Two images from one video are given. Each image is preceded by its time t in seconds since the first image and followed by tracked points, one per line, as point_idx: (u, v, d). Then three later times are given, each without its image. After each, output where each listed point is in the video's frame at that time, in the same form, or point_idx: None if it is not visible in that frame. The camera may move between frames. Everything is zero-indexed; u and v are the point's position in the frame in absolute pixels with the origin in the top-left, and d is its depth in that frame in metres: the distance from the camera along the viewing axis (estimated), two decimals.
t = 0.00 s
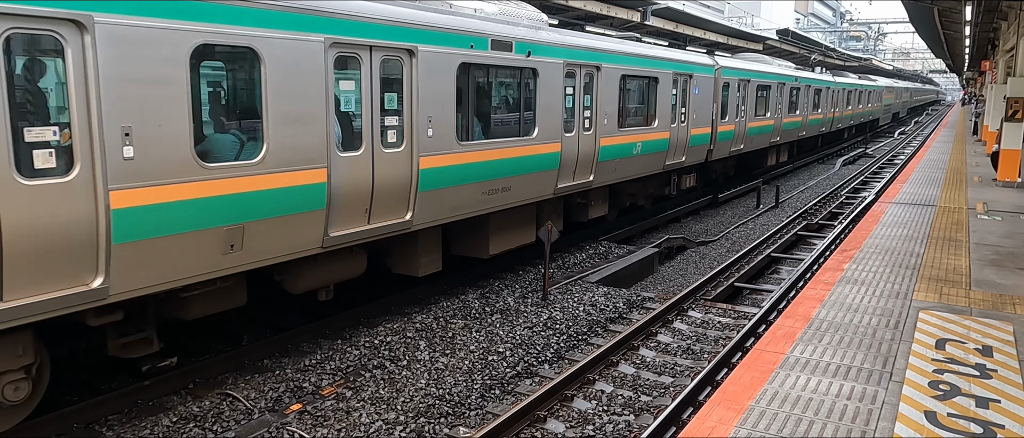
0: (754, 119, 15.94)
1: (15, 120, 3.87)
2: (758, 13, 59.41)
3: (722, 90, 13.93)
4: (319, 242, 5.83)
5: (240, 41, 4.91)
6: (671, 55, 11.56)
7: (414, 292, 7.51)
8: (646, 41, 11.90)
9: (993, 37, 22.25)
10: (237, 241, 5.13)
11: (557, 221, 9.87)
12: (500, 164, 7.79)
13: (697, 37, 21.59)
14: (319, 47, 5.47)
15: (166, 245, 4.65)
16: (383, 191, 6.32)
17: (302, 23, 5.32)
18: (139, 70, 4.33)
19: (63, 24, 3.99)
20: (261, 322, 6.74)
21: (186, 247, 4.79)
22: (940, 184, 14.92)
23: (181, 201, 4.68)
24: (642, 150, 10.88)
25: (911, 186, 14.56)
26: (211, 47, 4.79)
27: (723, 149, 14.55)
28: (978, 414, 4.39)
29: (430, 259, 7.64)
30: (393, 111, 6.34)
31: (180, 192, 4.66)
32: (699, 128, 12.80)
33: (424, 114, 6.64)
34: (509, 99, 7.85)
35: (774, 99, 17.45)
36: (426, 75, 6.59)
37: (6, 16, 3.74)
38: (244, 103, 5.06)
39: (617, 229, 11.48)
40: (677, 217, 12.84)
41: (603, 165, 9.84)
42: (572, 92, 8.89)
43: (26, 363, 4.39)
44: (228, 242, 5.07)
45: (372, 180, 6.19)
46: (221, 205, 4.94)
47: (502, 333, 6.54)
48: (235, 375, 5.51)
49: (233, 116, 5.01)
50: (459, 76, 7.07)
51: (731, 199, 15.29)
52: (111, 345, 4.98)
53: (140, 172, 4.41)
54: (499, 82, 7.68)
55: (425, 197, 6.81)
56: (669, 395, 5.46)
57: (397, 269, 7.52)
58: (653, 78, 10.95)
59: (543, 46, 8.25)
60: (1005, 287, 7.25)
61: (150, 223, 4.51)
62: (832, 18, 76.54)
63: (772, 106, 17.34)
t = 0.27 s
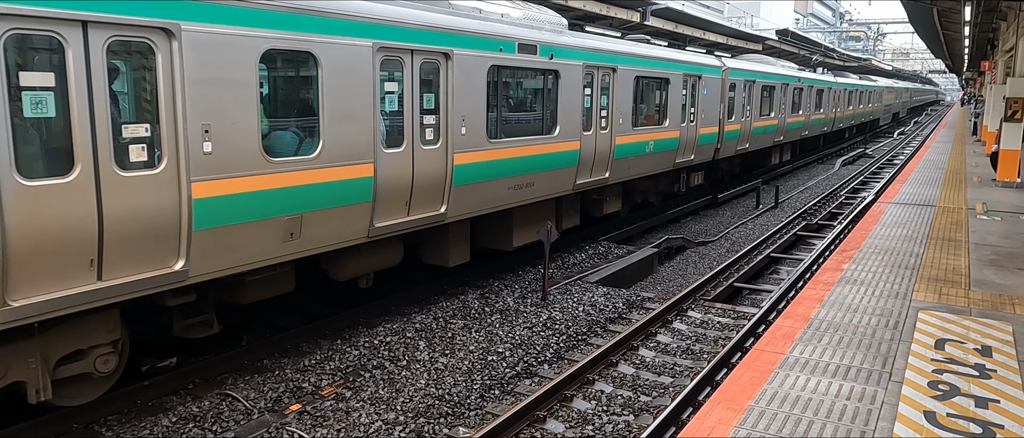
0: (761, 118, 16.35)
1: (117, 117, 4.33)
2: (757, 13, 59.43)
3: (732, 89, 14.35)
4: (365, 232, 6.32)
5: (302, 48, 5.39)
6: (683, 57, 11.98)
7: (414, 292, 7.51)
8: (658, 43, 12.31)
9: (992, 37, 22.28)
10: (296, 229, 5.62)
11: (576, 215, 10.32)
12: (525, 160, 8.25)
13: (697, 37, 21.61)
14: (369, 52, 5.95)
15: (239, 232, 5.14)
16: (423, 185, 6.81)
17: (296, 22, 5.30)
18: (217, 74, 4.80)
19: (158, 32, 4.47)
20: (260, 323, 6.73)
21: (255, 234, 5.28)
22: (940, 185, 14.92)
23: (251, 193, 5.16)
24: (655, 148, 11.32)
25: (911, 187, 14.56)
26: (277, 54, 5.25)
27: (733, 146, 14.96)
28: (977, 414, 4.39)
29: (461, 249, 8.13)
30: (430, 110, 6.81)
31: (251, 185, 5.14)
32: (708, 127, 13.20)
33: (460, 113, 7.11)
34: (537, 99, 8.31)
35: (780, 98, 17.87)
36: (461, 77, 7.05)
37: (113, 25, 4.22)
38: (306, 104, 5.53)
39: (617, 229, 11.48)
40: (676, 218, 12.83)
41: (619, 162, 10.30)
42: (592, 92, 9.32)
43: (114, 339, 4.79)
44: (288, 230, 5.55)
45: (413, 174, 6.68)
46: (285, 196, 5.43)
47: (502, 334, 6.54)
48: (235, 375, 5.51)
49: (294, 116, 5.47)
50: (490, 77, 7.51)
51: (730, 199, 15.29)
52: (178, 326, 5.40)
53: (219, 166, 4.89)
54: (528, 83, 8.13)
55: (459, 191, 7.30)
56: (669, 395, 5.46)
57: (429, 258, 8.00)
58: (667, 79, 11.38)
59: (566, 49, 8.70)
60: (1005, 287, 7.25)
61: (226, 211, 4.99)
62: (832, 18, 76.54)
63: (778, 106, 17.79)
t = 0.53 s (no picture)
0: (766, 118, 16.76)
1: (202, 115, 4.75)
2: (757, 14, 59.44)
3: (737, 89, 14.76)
4: (407, 223, 6.75)
5: (352, 51, 5.80)
6: (693, 59, 12.40)
7: (413, 293, 7.51)
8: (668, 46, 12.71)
9: (992, 37, 22.30)
10: (350, 219, 6.06)
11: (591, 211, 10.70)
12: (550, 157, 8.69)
13: (697, 37, 21.62)
14: (412, 56, 6.39)
15: (301, 220, 5.57)
16: (458, 179, 7.25)
17: (291, 22, 5.25)
18: (284, 76, 5.22)
19: (236, 38, 4.90)
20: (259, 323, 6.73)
21: (314, 223, 5.72)
22: (939, 185, 14.93)
23: (313, 186, 5.60)
24: (667, 146, 11.75)
25: (910, 187, 14.58)
26: (332, 57, 5.66)
27: (739, 145, 15.31)
28: (977, 414, 4.39)
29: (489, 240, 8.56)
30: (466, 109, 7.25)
31: (312, 178, 5.58)
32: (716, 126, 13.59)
33: (492, 112, 7.54)
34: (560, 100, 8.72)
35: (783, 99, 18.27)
36: (494, 79, 7.49)
37: (199, 32, 4.65)
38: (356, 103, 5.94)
39: (616, 229, 11.48)
40: (676, 218, 12.83)
41: (634, 159, 10.73)
42: (609, 93, 9.75)
43: (192, 316, 5.21)
44: (343, 219, 5.98)
45: (450, 169, 7.11)
46: (341, 188, 5.87)
47: (501, 334, 6.54)
48: (234, 375, 5.51)
49: (345, 115, 5.88)
50: (519, 78, 7.92)
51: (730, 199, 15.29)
52: (240, 310, 5.78)
53: (286, 160, 5.33)
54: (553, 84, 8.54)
55: (489, 185, 7.74)
56: (668, 395, 5.46)
57: (458, 250, 8.40)
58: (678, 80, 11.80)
59: (586, 52, 9.12)
60: (1004, 286, 7.26)
61: (291, 202, 5.42)
62: (832, 18, 76.60)
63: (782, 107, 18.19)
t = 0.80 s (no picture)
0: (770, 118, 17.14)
1: (268, 114, 5.18)
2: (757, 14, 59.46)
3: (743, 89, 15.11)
4: (442, 215, 7.18)
5: (390, 54, 6.16)
6: (702, 60, 12.78)
7: (413, 293, 7.51)
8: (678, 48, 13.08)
9: (991, 37, 22.31)
10: (393, 211, 6.47)
11: (604, 208, 11.03)
12: (570, 153, 9.10)
13: (696, 37, 21.63)
14: (446, 59, 6.79)
15: (351, 211, 5.99)
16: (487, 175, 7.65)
17: (290, 22, 5.20)
18: (334, 78, 5.62)
19: (297, 44, 5.32)
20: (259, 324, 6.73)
21: (362, 213, 6.13)
22: (939, 185, 14.93)
23: (367, 179, 6.06)
24: (678, 145, 12.13)
25: (909, 186, 14.59)
26: (375, 60, 6.02)
27: (744, 144, 15.64)
28: (976, 414, 4.39)
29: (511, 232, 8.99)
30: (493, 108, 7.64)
31: (361, 172, 5.98)
32: (723, 125, 13.97)
33: (517, 111, 7.91)
34: (580, 100, 9.09)
35: (787, 99, 18.59)
36: (519, 80, 7.89)
37: (267, 38, 5.07)
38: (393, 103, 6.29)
39: (616, 229, 11.49)
40: (675, 218, 12.84)
41: (647, 157, 11.11)
42: (623, 94, 10.12)
43: (253, 299, 5.65)
44: (386, 211, 6.40)
45: (480, 165, 7.51)
46: (386, 182, 6.28)
47: (501, 334, 6.54)
48: (234, 375, 5.51)
49: (386, 114, 6.24)
50: (541, 79, 8.31)
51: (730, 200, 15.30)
52: (288, 294, 6.23)
53: (341, 154, 5.77)
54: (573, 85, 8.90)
55: (515, 181, 8.13)
56: (668, 395, 5.46)
57: (484, 242, 8.83)
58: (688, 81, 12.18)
59: (602, 54, 9.46)
60: (1003, 286, 7.27)
61: (343, 193, 5.83)
62: (831, 18, 76.61)
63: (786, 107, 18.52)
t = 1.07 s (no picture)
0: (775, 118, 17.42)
1: (314, 112, 5.53)
2: (757, 14, 59.47)
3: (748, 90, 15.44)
4: (467, 209, 7.54)
5: (420, 56, 6.50)
6: (709, 61, 13.11)
7: (413, 294, 7.52)
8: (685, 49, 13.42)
9: (992, 37, 22.32)
10: (422, 205, 6.84)
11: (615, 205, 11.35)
12: (586, 151, 9.43)
13: (697, 38, 21.64)
14: (472, 61, 7.15)
15: (386, 204, 6.36)
16: (509, 171, 8.02)
17: (290, 22, 5.21)
18: (371, 79, 5.96)
19: (339, 47, 5.67)
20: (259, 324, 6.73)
21: (395, 207, 6.49)
22: (939, 185, 14.93)
23: (399, 175, 6.41)
24: (686, 144, 12.49)
25: (910, 187, 14.60)
26: (408, 61, 6.37)
27: (750, 143, 16.00)
28: (977, 414, 4.40)
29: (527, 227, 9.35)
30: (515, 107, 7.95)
31: (395, 168, 6.35)
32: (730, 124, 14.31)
33: (537, 110, 8.26)
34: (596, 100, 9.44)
35: (791, 99, 18.87)
36: (540, 81, 8.22)
37: (313, 42, 5.41)
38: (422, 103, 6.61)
39: (616, 230, 11.49)
40: (675, 218, 12.83)
41: (657, 155, 11.47)
42: (635, 95, 10.45)
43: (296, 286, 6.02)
44: (416, 205, 6.77)
45: (503, 162, 7.88)
46: (417, 178, 6.65)
47: (501, 334, 6.54)
48: (235, 376, 5.51)
49: (416, 114, 6.59)
50: (560, 80, 8.64)
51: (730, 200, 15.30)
52: (323, 284, 6.57)
53: (376, 151, 6.13)
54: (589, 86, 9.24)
55: (535, 178, 8.49)
56: (668, 396, 5.46)
57: (502, 237, 9.18)
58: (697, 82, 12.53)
59: (615, 55, 9.80)
60: (1003, 287, 7.27)
61: (379, 188, 6.20)
62: (832, 18, 76.61)
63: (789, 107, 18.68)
